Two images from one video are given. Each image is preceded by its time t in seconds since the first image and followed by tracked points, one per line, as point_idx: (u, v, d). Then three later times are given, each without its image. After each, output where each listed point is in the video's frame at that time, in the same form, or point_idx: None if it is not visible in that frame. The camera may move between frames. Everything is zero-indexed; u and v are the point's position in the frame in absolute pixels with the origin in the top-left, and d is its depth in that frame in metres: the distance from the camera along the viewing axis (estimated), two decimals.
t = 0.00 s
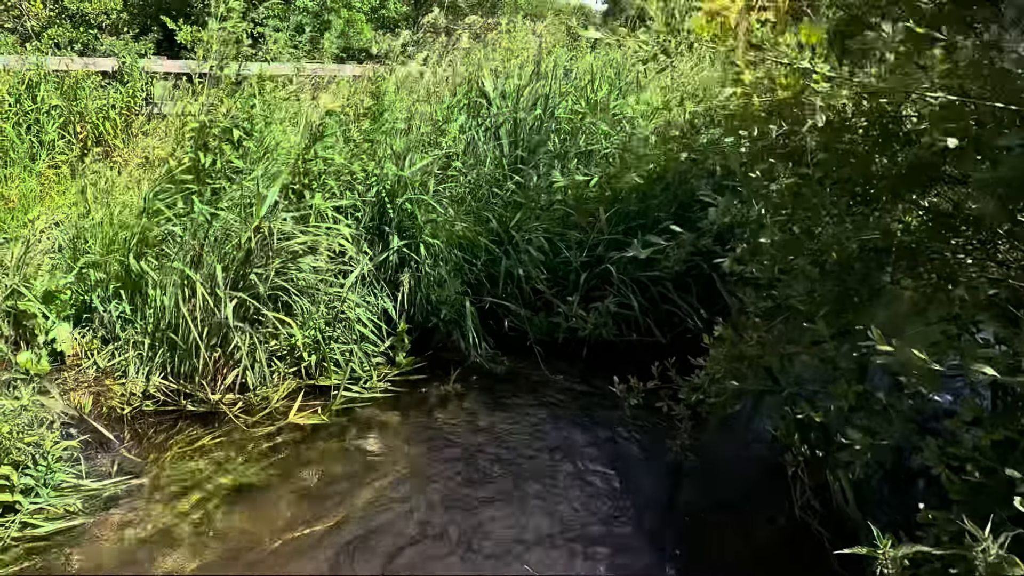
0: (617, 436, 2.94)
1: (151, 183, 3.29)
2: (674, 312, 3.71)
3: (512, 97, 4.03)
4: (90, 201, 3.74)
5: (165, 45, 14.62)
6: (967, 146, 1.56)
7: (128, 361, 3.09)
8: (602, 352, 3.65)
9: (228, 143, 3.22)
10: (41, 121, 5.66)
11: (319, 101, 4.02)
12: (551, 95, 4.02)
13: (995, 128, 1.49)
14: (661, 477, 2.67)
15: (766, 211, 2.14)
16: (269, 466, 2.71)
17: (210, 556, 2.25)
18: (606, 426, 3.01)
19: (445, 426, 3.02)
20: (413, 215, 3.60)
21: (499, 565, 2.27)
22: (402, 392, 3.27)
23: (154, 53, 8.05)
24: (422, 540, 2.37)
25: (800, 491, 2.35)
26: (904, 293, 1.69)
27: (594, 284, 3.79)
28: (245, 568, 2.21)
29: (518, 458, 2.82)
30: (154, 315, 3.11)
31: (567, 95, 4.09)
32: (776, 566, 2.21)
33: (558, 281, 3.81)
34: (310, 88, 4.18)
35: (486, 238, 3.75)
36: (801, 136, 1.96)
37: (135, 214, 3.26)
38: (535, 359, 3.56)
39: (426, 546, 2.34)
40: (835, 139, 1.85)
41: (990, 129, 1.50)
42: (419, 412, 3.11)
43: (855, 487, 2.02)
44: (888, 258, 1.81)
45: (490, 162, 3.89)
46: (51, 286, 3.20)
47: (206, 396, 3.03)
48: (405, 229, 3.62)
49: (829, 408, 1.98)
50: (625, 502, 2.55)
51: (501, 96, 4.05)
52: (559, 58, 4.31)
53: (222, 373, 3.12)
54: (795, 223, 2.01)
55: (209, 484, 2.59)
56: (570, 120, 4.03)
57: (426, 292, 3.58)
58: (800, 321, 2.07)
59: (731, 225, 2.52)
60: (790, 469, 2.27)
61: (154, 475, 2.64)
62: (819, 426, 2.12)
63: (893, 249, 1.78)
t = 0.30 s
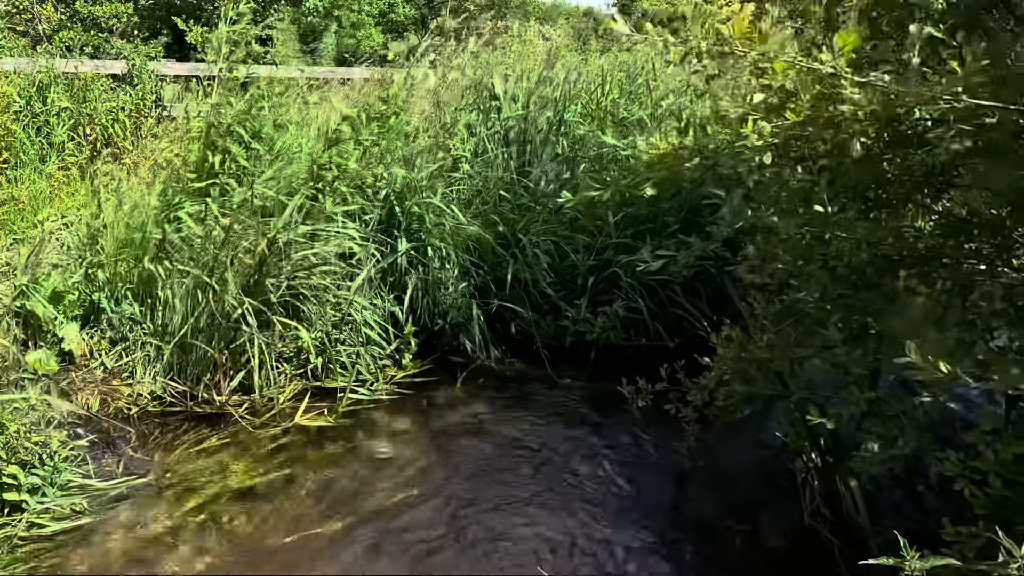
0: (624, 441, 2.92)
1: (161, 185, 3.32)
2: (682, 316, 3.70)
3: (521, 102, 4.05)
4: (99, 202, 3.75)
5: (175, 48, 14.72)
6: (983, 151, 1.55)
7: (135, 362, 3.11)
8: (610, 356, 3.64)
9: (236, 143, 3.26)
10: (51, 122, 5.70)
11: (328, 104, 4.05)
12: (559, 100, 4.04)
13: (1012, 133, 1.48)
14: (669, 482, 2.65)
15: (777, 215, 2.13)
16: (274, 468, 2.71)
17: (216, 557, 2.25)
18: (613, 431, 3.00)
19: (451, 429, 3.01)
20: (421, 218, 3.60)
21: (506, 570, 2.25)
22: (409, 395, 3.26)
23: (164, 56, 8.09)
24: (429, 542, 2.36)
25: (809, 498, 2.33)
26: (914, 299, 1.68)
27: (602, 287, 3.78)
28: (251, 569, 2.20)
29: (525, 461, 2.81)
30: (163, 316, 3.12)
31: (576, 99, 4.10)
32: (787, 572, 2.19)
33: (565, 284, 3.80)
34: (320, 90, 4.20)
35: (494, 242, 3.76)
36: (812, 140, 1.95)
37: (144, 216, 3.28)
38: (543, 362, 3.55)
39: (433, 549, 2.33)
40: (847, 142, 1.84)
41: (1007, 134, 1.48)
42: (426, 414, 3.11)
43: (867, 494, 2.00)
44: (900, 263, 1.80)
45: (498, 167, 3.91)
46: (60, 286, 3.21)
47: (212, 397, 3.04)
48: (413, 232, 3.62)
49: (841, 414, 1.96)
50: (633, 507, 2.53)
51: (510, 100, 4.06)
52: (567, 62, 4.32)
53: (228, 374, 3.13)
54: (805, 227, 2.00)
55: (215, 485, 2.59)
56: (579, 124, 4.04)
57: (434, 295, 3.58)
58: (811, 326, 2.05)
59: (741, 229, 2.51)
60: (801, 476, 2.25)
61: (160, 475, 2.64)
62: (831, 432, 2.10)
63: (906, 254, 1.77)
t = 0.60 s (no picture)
0: (634, 445, 2.91)
1: (173, 187, 3.34)
2: (693, 321, 3.68)
3: (533, 106, 4.07)
4: (111, 204, 3.77)
5: (186, 51, 14.81)
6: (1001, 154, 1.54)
7: (146, 363, 3.13)
8: (620, 360, 3.63)
9: (249, 145, 3.30)
10: (64, 124, 5.74)
11: (340, 107, 4.06)
12: (570, 103, 4.05)
13: None
14: (680, 487, 2.64)
15: (789, 219, 2.11)
16: (284, 469, 2.72)
17: (226, 558, 2.25)
18: (623, 435, 2.99)
19: (461, 432, 3.01)
20: (431, 221, 3.61)
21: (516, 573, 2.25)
22: (418, 397, 3.26)
23: (175, 59, 8.13)
24: (439, 545, 2.36)
25: (821, 506, 2.33)
26: (930, 305, 1.67)
27: (612, 291, 3.77)
28: (261, 571, 2.20)
29: (535, 465, 2.80)
30: (174, 318, 3.15)
31: (587, 103, 4.11)
32: None
33: (575, 288, 3.80)
34: (331, 93, 4.23)
35: (503, 245, 3.76)
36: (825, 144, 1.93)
37: (156, 218, 3.30)
38: (552, 366, 3.54)
39: (443, 552, 2.33)
40: (865, 145, 1.82)
41: None
42: (436, 417, 3.11)
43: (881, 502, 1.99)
44: (916, 268, 1.78)
45: (507, 170, 3.93)
46: (72, 287, 3.23)
47: (222, 399, 3.05)
48: (423, 235, 3.62)
49: (855, 420, 1.95)
50: (643, 512, 2.52)
51: (522, 103, 4.08)
52: (578, 65, 4.32)
53: (238, 376, 3.15)
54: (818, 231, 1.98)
55: (225, 486, 2.60)
56: (590, 127, 4.05)
57: (444, 298, 3.59)
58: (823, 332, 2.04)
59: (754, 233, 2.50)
60: (813, 482, 2.24)
61: (169, 476, 2.65)
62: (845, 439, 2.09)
63: (922, 259, 1.75)
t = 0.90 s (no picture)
0: (644, 453, 2.89)
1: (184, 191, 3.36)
2: (705, 328, 3.65)
3: (545, 113, 4.11)
4: (123, 208, 3.80)
5: (198, 55, 14.92)
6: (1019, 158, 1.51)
7: (155, 366, 3.14)
8: (630, 367, 3.60)
9: (260, 150, 3.34)
10: (76, 128, 5.78)
11: (351, 113, 4.08)
12: (581, 109, 4.06)
13: None
14: (691, 496, 2.61)
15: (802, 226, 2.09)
16: (292, 474, 2.71)
17: (233, 563, 2.25)
18: (633, 442, 2.97)
19: (470, 438, 3.00)
20: (441, 226, 3.60)
21: None
22: (426, 403, 3.25)
23: (186, 64, 8.19)
24: (447, 553, 2.33)
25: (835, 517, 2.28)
26: (947, 313, 1.64)
27: (622, 297, 3.76)
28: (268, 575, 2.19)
29: (544, 472, 2.78)
30: (184, 321, 3.16)
31: (598, 109, 4.12)
32: None
33: (585, 294, 3.78)
34: (342, 99, 4.25)
35: (513, 250, 3.76)
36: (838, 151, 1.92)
37: (167, 221, 3.31)
38: (562, 372, 3.52)
39: (450, 558, 2.31)
40: (881, 151, 1.80)
41: None
42: (444, 423, 3.10)
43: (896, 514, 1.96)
44: (932, 275, 1.76)
45: (517, 176, 3.93)
46: (83, 290, 3.24)
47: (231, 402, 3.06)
48: (433, 240, 3.62)
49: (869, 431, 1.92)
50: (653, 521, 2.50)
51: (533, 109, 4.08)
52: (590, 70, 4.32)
53: (247, 380, 3.15)
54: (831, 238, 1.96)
55: (232, 490, 2.59)
56: (601, 133, 4.05)
57: (454, 303, 3.59)
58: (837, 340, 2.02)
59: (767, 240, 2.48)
60: (827, 493, 2.21)
61: (177, 479, 2.65)
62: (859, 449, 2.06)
63: (939, 267, 1.73)
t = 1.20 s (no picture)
0: (653, 461, 2.87)
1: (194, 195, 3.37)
2: (714, 335, 3.65)
3: (554, 117, 4.08)
4: (133, 212, 3.82)
5: (207, 60, 15.02)
6: None
7: (163, 369, 3.15)
8: (639, 373, 3.59)
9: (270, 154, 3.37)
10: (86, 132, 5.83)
11: (360, 118, 4.09)
12: (590, 115, 4.06)
13: None
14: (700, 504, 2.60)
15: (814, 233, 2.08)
16: (299, 478, 2.71)
17: (239, 567, 2.24)
18: (641, 449, 2.95)
19: (478, 443, 2.99)
20: (450, 232, 3.60)
21: None
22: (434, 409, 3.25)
23: (195, 68, 8.24)
24: (454, 559, 2.32)
25: (847, 526, 2.25)
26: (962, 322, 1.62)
27: (630, 303, 3.75)
28: None
29: (552, 479, 2.77)
30: (192, 325, 3.17)
31: (607, 114, 4.11)
32: None
33: (593, 300, 3.77)
34: (352, 104, 4.26)
35: (521, 255, 3.75)
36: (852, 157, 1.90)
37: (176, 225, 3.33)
38: (571, 379, 3.51)
39: (457, 564, 2.30)
40: (895, 157, 1.78)
41: None
42: (452, 429, 3.09)
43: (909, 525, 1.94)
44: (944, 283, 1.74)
45: (526, 180, 3.93)
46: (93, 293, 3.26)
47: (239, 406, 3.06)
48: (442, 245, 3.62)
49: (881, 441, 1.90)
50: (660, 528, 2.48)
51: (543, 114, 4.08)
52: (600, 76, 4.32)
53: (255, 384, 3.15)
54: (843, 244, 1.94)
55: (239, 495, 2.59)
56: (610, 139, 4.04)
57: (462, 308, 3.58)
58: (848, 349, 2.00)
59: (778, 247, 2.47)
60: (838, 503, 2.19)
61: (184, 483, 2.65)
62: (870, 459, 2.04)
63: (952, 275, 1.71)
